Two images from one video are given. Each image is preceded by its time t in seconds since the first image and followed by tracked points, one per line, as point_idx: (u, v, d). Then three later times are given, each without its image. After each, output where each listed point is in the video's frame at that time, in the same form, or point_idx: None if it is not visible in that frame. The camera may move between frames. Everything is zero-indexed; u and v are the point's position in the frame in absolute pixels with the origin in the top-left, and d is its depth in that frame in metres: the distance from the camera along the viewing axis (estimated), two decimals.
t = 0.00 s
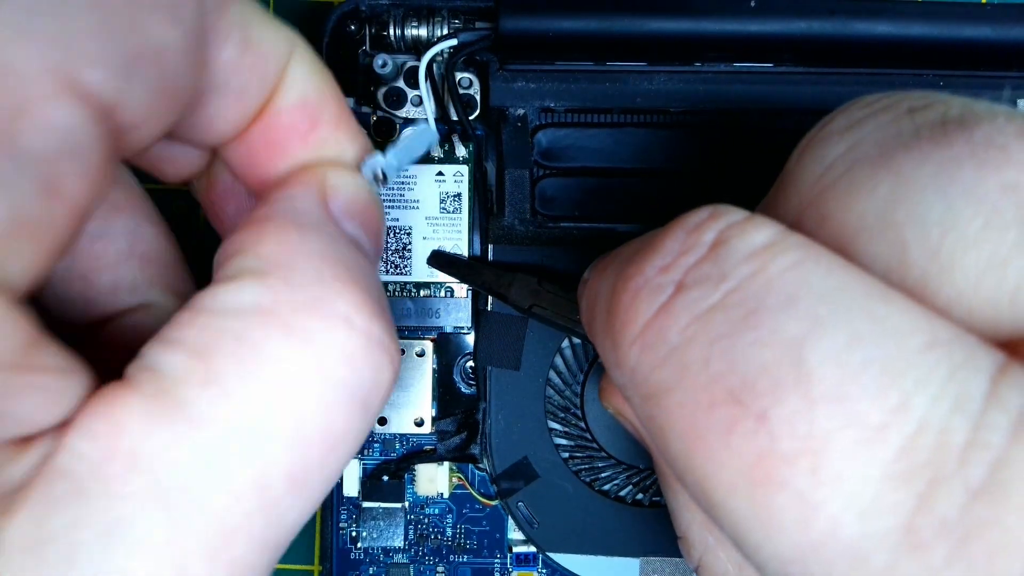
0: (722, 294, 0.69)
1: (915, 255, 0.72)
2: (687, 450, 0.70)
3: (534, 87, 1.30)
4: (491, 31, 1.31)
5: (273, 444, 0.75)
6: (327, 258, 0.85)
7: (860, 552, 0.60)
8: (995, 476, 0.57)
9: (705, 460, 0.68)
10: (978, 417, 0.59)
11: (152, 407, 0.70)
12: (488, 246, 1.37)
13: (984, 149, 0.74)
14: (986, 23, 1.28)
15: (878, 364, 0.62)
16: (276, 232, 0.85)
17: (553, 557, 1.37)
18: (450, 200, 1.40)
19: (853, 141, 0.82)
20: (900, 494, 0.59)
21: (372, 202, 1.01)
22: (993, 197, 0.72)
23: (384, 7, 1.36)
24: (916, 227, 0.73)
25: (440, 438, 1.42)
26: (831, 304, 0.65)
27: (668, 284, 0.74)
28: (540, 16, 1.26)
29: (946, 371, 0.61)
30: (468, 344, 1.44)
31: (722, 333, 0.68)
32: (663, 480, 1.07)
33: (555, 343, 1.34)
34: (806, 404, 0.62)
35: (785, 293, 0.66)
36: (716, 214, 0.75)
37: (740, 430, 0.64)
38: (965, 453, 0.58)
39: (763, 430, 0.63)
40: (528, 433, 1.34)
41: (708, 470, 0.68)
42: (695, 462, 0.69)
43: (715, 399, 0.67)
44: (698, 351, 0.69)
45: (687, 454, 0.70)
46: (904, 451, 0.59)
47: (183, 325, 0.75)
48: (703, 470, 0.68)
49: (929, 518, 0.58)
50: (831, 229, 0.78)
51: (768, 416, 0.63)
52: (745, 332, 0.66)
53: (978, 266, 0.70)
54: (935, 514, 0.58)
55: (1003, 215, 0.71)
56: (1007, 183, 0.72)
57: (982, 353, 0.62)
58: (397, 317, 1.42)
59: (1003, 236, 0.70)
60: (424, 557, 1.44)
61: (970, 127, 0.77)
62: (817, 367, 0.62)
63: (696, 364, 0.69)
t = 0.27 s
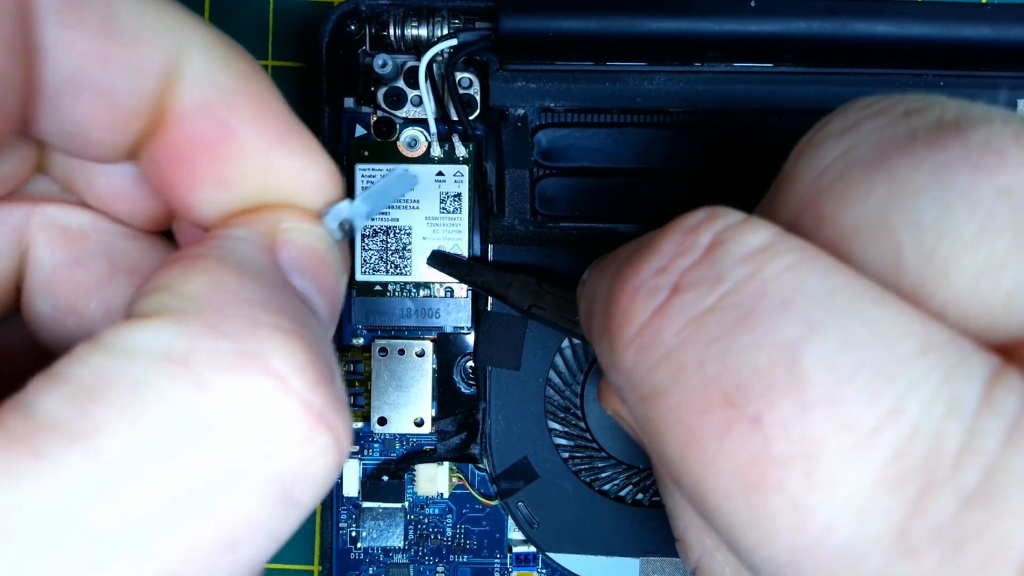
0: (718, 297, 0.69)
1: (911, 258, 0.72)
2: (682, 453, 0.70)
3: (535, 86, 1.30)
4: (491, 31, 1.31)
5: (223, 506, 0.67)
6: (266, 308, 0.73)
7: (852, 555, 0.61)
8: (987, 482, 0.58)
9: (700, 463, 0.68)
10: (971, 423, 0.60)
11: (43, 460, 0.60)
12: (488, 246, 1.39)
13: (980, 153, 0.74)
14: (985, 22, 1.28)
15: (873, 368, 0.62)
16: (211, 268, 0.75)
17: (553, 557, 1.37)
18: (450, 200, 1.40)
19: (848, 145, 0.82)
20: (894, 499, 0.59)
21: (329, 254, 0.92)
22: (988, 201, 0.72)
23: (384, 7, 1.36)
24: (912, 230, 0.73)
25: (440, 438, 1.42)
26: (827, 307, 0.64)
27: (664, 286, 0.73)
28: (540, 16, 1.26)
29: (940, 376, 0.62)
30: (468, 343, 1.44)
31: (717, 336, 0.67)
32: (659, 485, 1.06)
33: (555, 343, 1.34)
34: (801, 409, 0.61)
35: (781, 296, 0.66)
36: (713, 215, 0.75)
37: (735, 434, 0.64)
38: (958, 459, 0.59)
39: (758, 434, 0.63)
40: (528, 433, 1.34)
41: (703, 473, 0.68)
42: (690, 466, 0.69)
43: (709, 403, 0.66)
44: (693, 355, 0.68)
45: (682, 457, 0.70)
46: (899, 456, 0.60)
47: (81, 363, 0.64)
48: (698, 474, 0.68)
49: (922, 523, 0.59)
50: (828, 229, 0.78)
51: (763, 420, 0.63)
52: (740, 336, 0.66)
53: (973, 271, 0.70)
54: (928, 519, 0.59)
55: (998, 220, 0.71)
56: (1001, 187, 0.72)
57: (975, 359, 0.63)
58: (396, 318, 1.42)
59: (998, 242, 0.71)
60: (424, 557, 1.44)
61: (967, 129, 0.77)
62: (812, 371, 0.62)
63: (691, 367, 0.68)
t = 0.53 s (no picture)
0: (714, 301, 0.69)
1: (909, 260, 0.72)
2: (679, 457, 0.70)
3: (535, 86, 1.30)
4: (491, 31, 1.31)
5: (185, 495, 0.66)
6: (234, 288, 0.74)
7: (848, 558, 0.61)
8: (984, 486, 0.58)
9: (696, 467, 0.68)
10: (969, 427, 0.60)
11: (13, 450, 0.61)
12: (488, 246, 1.39)
13: (976, 156, 0.75)
14: (985, 23, 1.28)
15: (869, 372, 0.62)
16: (185, 253, 0.76)
17: (553, 556, 1.37)
18: (449, 200, 1.40)
19: (845, 148, 0.82)
20: (890, 502, 0.60)
21: (309, 233, 0.91)
22: (986, 204, 0.72)
23: (384, 7, 1.35)
24: (909, 233, 0.73)
25: (439, 438, 1.42)
26: (823, 311, 0.65)
27: (659, 290, 0.73)
28: (540, 16, 1.25)
29: (937, 379, 0.62)
30: (468, 344, 1.44)
31: (713, 340, 0.67)
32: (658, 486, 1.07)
33: (555, 343, 1.34)
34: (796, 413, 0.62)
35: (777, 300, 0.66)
36: (708, 219, 0.75)
37: (731, 437, 0.64)
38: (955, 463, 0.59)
39: (753, 438, 0.63)
40: (528, 433, 1.34)
41: (699, 477, 0.68)
42: (687, 469, 0.69)
43: (705, 406, 0.66)
44: (689, 358, 0.68)
45: (679, 461, 0.70)
46: (896, 460, 0.60)
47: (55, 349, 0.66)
48: (695, 477, 0.68)
49: (918, 527, 0.59)
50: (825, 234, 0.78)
51: (759, 424, 0.63)
52: (736, 340, 0.66)
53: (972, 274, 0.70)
54: (925, 522, 0.59)
55: (995, 222, 0.71)
56: (997, 190, 0.72)
57: (973, 363, 0.63)
58: (396, 318, 1.42)
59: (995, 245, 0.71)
60: (424, 557, 1.44)
61: (963, 132, 0.78)
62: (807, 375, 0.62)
63: (687, 371, 0.68)
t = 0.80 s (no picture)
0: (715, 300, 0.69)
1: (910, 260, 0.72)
2: (680, 456, 0.70)
3: (535, 87, 1.30)
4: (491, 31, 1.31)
5: (158, 507, 0.66)
6: (207, 299, 0.73)
7: (849, 558, 0.61)
8: (985, 486, 0.58)
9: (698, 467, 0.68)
10: (970, 426, 0.60)
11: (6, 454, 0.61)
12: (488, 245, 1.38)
13: (977, 156, 0.75)
14: (985, 22, 1.28)
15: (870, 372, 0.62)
16: (168, 258, 0.76)
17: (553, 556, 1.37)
18: (449, 200, 1.40)
19: (846, 148, 0.82)
20: (892, 502, 0.60)
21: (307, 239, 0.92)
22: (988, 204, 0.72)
23: (384, 7, 1.34)
24: (910, 232, 0.73)
25: (439, 438, 1.42)
26: (825, 311, 0.65)
27: (661, 289, 0.73)
28: (540, 16, 1.25)
29: (938, 379, 0.62)
30: (468, 344, 1.44)
31: (714, 339, 0.67)
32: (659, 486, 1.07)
33: (555, 343, 1.34)
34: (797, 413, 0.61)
35: (778, 300, 0.66)
36: (709, 219, 0.75)
37: (732, 437, 0.64)
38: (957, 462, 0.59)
39: (755, 437, 0.63)
40: (528, 434, 1.34)
41: (701, 477, 0.68)
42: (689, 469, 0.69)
43: (707, 406, 0.66)
44: (691, 358, 0.68)
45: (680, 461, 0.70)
46: (898, 460, 0.60)
47: (15, 365, 0.66)
48: (697, 476, 0.68)
49: (921, 527, 0.59)
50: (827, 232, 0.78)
51: (760, 423, 0.63)
52: (737, 339, 0.66)
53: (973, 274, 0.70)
54: (927, 522, 0.59)
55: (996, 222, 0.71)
56: (998, 190, 0.72)
57: (975, 363, 0.63)
58: (396, 318, 1.42)
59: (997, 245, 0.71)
60: (424, 557, 1.45)
61: (964, 132, 0.78)
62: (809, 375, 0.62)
63: (689, 370, 0.68)
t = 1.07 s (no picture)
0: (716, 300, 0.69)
1: (911, 260, 0.72)
2: (681, 456, 0.70)
3: (535, 87, 1.30)
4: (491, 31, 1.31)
5: (165, 518, 0.66)
6: (220, 313, 0.73)
7: (850, 559, 0.61)
8: (986, 486, 0.58)
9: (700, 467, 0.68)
10: (971, 427, 0.60)
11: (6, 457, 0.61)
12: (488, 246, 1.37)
13: (978, 157, 0.75)
14: (985, 22, 1.28)
15: (871, 373, 0.62)
16: (171, 264, 0.76)
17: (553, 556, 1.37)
18: (450, 200, 1.41)
19: (847, 148, 0.82)
20: (892, 502, 0.60)
21: (309, 251, 0.91)
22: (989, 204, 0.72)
23: (384, 7, 1.35)
24: (911, 232, 0.73)
25: (440, 438, 1.42)
26: (826, 311, 0.65)
27: (662, 289, 0.73)
28: (540, 16, 1.25)
29: (939, 379, 0.62)
30: (468, 344, 1.44)
31: (716, 339, 0.67)
32: (659, 487, 1.07)
33: (555, 343, 1.34)
34: (798, 413, 0.62)
35: (779, 300, 0.66)
36: (710, 220, 0.75)
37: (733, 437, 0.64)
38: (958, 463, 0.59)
39: (756, 437, 0.63)
40: (528, 434, 1.34)
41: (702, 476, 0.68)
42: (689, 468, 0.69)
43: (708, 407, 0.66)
44: (692, 358, 0.68)
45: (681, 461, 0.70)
46: (898, 460, 0.60)
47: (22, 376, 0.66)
48: (697, 476, 0.68)
49: (922, 527, 0.59)
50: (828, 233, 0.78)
51: (761, 423, 0.63)
52: (738, 339, 0.66)
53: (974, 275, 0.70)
54: (927, 521, 0.59)
55: (997, 222, 0.71)
56: (1000, 190, 0.72)
57: (975, 364, 0.63)
58: (396, 318, 1.42)
59: (997, 247, 0.71)
60: (424, 557, 1.45)
61: (965, 132, 0.78)
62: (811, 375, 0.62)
63: (690, 370, 0.68)
